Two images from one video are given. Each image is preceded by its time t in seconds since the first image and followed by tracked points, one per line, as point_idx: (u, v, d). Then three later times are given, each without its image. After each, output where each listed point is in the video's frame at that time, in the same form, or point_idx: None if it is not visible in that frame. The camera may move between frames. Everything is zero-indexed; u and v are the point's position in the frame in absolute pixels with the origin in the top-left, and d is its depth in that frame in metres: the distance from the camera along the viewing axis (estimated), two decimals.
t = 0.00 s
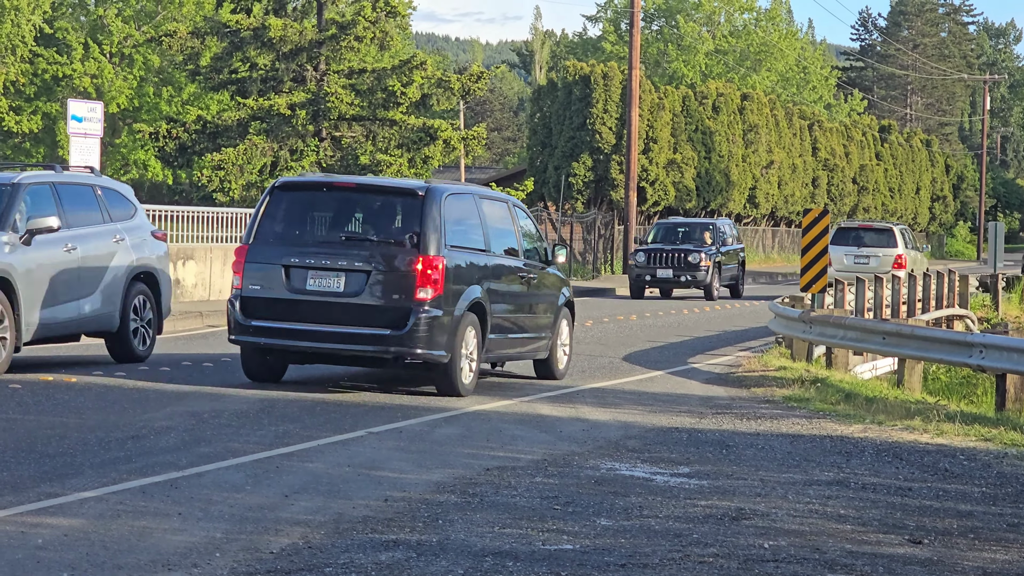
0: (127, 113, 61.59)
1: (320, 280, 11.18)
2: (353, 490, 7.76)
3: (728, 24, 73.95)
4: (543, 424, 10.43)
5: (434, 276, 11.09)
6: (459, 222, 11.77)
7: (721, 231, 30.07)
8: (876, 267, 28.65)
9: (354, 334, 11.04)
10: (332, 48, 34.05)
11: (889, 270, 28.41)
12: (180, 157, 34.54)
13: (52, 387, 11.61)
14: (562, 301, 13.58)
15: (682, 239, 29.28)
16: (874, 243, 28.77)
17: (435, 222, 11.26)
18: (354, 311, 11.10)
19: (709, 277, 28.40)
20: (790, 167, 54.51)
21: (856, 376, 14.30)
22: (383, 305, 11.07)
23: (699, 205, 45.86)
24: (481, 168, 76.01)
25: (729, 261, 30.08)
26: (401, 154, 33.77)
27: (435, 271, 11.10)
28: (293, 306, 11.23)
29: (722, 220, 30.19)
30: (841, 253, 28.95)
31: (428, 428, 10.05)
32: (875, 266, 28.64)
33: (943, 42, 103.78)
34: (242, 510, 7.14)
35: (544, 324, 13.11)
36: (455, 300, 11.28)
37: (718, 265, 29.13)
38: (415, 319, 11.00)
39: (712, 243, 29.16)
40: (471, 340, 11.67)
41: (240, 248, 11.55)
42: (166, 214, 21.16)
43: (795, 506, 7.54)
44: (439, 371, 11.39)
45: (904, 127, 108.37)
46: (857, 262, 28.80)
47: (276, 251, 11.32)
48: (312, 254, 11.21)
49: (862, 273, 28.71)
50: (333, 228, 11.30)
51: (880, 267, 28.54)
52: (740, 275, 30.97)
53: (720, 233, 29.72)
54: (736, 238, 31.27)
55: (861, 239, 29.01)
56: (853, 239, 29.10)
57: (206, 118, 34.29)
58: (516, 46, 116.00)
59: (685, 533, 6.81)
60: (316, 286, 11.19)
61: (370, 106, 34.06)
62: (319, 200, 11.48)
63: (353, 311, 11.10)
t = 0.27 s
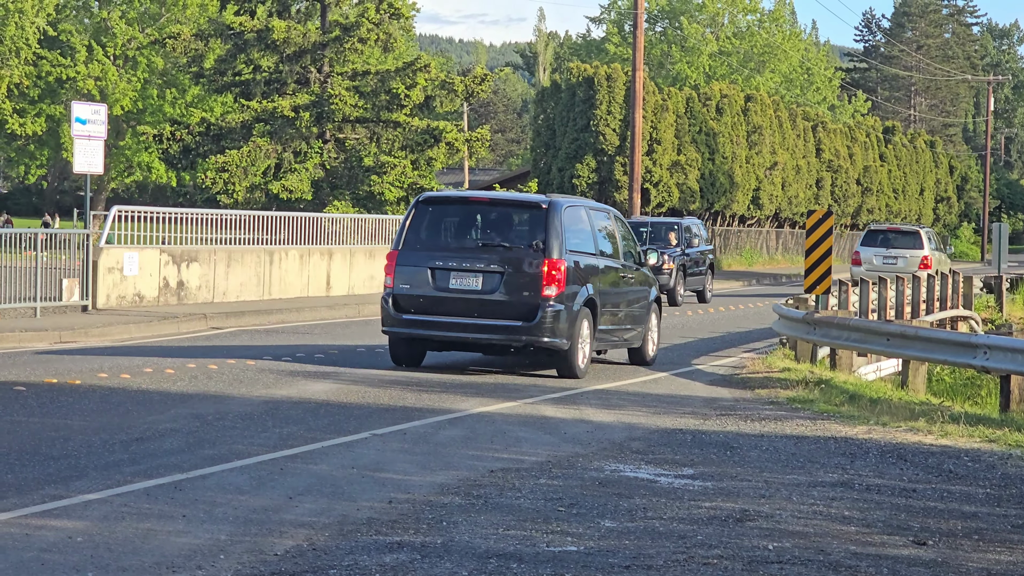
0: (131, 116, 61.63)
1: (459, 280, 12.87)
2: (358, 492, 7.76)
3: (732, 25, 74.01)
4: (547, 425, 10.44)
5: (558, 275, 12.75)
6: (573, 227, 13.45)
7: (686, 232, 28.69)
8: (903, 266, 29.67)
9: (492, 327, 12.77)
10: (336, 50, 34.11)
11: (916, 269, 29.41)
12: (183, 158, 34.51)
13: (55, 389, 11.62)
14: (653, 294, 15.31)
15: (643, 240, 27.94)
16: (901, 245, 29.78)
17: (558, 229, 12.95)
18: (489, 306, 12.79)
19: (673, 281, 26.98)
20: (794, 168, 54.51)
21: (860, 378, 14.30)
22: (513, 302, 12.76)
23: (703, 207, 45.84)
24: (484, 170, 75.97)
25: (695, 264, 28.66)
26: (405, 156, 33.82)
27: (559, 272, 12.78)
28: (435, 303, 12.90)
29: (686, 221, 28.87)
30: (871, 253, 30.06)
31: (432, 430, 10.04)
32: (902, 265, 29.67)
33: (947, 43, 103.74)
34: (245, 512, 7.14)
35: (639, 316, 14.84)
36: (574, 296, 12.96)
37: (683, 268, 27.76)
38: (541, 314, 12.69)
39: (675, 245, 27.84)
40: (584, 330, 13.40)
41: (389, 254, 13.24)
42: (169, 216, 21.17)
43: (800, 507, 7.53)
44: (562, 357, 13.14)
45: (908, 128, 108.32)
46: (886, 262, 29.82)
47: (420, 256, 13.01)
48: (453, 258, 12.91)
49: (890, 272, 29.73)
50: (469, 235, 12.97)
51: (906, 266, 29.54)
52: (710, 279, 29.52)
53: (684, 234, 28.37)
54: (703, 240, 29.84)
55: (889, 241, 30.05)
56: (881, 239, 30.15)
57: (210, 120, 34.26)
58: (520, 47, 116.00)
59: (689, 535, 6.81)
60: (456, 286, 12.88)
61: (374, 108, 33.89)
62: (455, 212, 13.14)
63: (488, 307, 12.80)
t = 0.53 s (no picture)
0: (135, 117, 61.67)
1: (565, 279, 14.86)
2: (362, 493, 7.77)
3: (736, 26, 73.87)
4: (552, 426, 10.44)
5: (649, 275, 14.67)
6: (659, 232, 15.40)
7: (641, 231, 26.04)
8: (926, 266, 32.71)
9: (594, 320, 14.73)
10: (341, 51, 34.14)
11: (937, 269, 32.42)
12: (188, 160, 34.50)
13: (60, 390, 11.65)
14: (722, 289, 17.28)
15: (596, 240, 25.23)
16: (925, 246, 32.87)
17: (649, 233, 14.89)
18: (591, 302, 14.74)
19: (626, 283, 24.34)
20: (799, 169, 54.47)
21: (865, 379, 14.30)
22: (611, 298, 14.70)
23: (708, 208, 45.82)
24: (489, 171, 75.95)
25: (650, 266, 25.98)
26: (409, 157, 33.83)
27: (650, 271, 14.70)
28: (544, 300, 14.88)
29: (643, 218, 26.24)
30: (897, 253, 33.23)
31: (437, 431, 10.05)
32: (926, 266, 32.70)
33: (952, 44, 103.61)
34: (250, 513, 7.15)
35: (711, 308, 16.80)
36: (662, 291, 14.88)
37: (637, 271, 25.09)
38: (636, 307, 14.60)
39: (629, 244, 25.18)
40: (670, 322, 15.32)
41: (503, 258, 15.25)
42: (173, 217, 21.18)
43: (804, 508, 7.53)
44: (653, 345, 15.06)
45: (913, 128, 108.23)
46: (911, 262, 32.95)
47: (530, 259, 15.00)
48: (559, 261, 14.89)
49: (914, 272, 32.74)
50: (573, 240, 14.94)
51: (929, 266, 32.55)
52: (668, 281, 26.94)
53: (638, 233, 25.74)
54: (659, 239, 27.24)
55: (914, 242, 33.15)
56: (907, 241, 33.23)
57: (215, 122, 34.22)
58: (524, 48, 115.96)
59: (694, 536, 6.81)
60: (563, 284, 14.87)
61: (378, 109, 33.93)
62: (558, 221, 15.11)
63: (590, 302, 14.75)
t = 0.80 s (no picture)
0: (139, 118, 61.73)
1: (645, 276, 16.53)
2: (367, 494, 7.77)
3: (740, 27, 73.83)
4: (557, 427, 10.45)
5: (720, 270, 16.35)
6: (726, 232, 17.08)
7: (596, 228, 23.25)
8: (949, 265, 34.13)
9: (672, 312, 16.42)
10: (345, 52, 34.12)
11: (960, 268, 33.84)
12: (192, 161, 34.54)
13: (66, 391, 11.68)
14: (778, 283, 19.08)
15: (544, 240, 22.46)
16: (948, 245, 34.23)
17: (721, 234, 16.58)
18: (669, 295, 16.42)
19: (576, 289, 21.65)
20: (803, 169, 54.46)
21: (869, 379, 14.29)
22: (687, 291, 16.38)
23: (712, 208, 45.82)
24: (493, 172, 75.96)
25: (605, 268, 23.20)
26: (413, 158, 33.85)
27: (721, 268, 16.38)
28: (626, 295, 16.56)
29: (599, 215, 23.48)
30: (922, 254, 34.59)
31: (442, 431, 10.07)
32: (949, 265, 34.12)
33: (956, 44, 103.55)
34: (256, 513, 7.17)
35: (769, 301, 18.57)
36: (732, 284, 16.55)
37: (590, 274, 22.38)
38: (709, 300, 16.33)
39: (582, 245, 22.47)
40: (738, 311, 17.02)
41: (589, 257, 16.93)
42: (176, 218, 21.22)
43: (809, 509, 7.53)
44: (722, 333, 16.78)
45: (917, 129, 108.15)
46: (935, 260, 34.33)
47: (615, 258, 16.66)
48: (640, 259, 16.58)
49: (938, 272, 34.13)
50: (653, 241, 16.62)
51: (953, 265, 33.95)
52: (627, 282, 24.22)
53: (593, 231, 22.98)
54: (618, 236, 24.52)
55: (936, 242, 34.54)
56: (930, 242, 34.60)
57: (219, 122, 34.23)
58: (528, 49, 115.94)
59: (699, 536, 6.81)
60: (644, 279, 16.55)
61: (382, 110, 34.04)
62: (638, 224, 16.79)
63: (667, 295, 16.44)
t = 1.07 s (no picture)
0: (144, 118, 61.81)
1: (712, 271, 18.53)
2: (371, 494, 7.78)
3: (744, 26, 73.78)
4: (561, 427, 10.45)
5: (779, 266, 18.37)
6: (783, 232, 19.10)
7: (538, 227, 21.02)
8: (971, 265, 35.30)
9: (736, 304, 18.43)
10: (349, 52, 34.15)
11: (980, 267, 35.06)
12: (197, 161, 34.61)
13: (71, 391, 11.69)
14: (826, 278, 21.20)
15: (479, 238, 20.23)
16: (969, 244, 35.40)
17: (780, 233, 18.60)
18: (734, 288, 18.44)
19: (512, 292, 19.42)
20: (808, 168, 54.42)
21: (874, 379, 14.28)
22: (750, 285, 18.40)
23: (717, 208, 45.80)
24: (498, 172, 75.96)
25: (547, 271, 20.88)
26: (418, 158, 33.82)
27: (779, 265, 18.42)
28: (694, 288, 18.57)
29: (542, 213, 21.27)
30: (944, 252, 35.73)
31: (446, 431, 10.07)
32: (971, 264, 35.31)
33: (961, 44, 103.38)
34: (260, 513, 7.18)
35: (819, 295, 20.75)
36: (789, 279, 18.56)
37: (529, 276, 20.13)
38: (769, 293, 18.35)
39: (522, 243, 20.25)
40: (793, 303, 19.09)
41: (660, 255, 18.93)
42: (181, 218, 21.25)
43: (813, 509, 7.53)
44: (779, 322, 18.79)
45: (922, 128, 107.99)
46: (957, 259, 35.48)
47: (686, 255, 18.64)
48: (707, 257, 18.57)
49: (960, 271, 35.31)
50: (720, 240, 18.62)
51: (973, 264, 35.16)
52: (573, 286, 21.91)
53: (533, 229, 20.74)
54: (563, 237, 22.25)
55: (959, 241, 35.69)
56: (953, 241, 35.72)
57: (223, 123, 34.29)
58: (532, 49, 115.92)
59: (704, 536, 6.81)
60: (711, 274, 18.56)
61: (387, 109, 34.04)
62: (704, 225, 18.78)
63: (732, 288, 18.45)
